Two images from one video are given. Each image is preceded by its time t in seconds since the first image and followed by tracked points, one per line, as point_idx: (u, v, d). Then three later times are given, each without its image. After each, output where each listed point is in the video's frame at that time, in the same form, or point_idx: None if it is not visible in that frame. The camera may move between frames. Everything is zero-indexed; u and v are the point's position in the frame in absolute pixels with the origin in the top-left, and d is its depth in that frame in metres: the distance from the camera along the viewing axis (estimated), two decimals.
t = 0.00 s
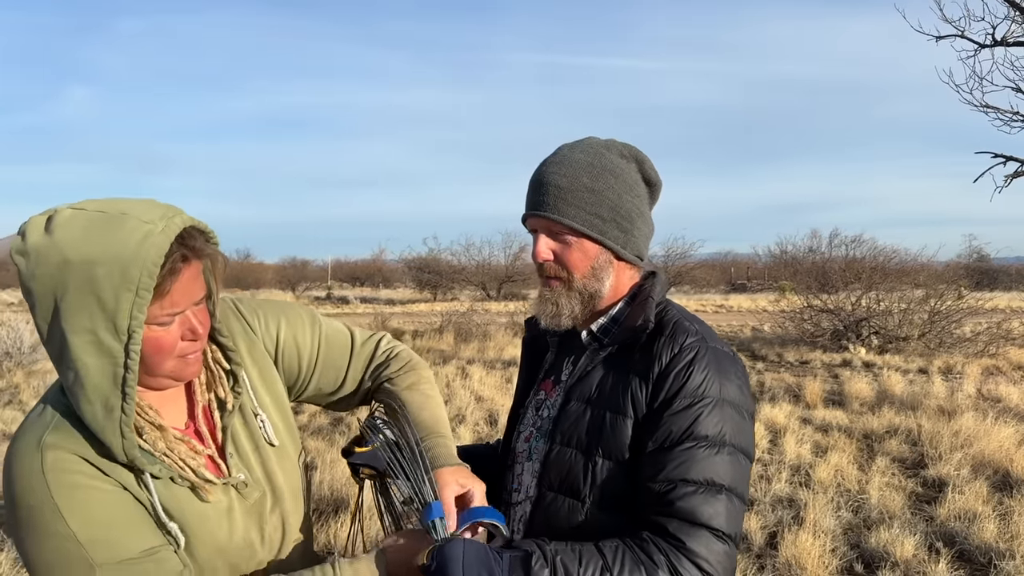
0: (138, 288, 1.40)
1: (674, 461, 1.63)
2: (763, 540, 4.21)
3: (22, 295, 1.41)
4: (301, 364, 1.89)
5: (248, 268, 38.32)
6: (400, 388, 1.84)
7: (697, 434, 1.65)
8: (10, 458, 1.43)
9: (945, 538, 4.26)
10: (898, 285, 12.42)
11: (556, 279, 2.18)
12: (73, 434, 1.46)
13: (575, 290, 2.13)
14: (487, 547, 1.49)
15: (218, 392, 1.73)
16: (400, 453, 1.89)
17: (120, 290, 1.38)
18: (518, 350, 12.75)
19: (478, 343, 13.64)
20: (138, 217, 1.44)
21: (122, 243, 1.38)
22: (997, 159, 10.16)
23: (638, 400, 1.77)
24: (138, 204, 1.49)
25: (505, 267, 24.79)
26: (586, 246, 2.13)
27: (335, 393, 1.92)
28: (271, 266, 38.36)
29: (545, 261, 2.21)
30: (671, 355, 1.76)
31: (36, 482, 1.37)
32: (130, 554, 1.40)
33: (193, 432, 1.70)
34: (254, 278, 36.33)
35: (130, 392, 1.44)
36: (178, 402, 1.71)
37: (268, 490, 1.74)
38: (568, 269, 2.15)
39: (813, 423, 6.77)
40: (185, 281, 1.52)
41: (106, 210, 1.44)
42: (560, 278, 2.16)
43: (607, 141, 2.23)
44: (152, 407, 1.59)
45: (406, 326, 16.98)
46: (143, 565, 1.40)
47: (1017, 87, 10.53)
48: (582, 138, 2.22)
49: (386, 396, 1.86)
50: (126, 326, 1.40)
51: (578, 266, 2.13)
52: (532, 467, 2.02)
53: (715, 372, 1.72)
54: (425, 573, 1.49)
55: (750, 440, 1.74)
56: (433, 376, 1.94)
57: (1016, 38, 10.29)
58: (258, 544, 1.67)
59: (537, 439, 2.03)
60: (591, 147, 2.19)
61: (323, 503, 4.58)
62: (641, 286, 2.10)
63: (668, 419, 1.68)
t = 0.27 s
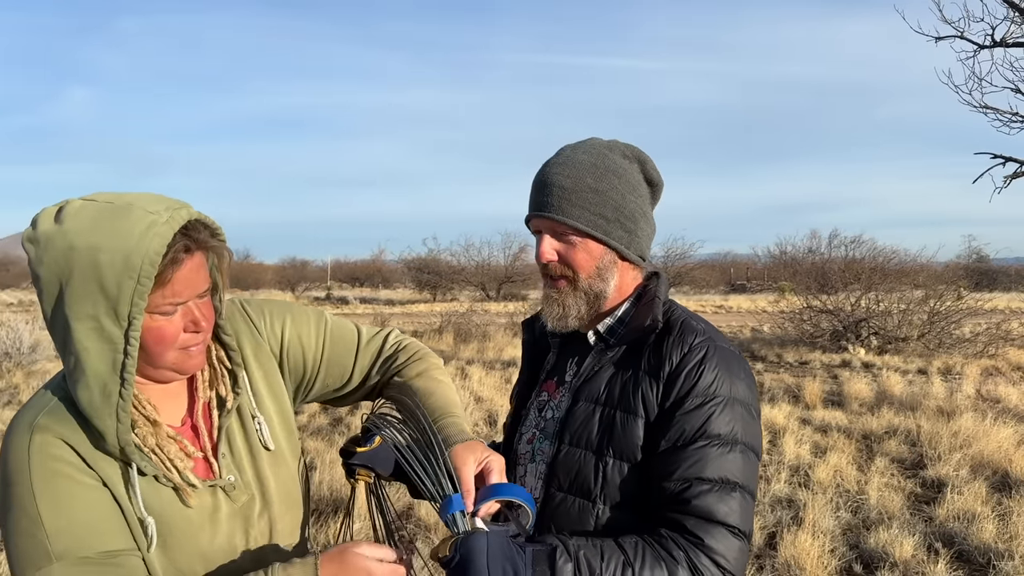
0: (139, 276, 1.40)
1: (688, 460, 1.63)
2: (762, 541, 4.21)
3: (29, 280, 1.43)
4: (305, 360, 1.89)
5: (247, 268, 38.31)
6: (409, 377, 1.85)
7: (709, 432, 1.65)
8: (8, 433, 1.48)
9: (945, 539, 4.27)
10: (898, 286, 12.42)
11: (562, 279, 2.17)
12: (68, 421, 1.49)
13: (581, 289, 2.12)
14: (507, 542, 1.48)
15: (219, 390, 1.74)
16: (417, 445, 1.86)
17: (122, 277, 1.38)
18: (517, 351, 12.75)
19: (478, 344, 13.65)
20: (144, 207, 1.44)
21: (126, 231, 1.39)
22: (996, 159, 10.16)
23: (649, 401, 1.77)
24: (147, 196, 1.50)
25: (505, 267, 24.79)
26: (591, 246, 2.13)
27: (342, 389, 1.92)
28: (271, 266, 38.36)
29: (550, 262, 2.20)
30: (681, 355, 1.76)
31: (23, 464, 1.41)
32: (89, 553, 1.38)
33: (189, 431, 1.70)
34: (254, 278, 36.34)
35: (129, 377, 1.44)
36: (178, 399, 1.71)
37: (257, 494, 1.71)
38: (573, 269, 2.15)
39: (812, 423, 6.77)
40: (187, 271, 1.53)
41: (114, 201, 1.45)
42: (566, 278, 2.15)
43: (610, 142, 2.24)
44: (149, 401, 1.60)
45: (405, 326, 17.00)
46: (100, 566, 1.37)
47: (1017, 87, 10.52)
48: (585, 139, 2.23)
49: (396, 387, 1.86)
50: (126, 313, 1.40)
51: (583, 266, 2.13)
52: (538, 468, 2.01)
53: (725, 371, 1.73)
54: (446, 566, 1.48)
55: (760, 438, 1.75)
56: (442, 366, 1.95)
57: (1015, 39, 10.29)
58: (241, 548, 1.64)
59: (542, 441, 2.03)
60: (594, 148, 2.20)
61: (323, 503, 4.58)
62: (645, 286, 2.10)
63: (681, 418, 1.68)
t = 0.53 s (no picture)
0: (122, 272, 1.40)
1: (698, 456, 1.64)
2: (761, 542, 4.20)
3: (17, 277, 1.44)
4: (295, 353, 1.89)
5: (246, 268, 38.28)
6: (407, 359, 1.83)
7: (719, 429, 1.66)
8: None
9: (943, 539, 4.27)
10: (897, 287, 12.43)
11: (578, 275, 2.13)
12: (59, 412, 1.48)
13: (597, 285, 2.11)
14: (521, 546, 1.49)
15: (207, 391, 1.74)
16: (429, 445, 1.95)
17: (104, 273, 1.38)
18: (516, 351, 12.73)
19: (478, 344, 13.65)
20: (129, 205, 1.45)
21: (109, 228, 1.39)
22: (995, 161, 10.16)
23: (659, 400, 1.78)
24: (135, 195, 1.51)
25: (505, 268, 24.78)
26: (609, 240, 2.12)
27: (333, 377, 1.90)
28: (270, 266, 38.35)
29: (566, 255, 2.16)
30: (691, 354, 1.77)
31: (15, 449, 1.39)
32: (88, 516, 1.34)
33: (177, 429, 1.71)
34: (253, 279, 36.32)
35: (109, 374, 1.44)
36: (168, 401, 1.72)
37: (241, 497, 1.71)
38: (591, 263, 2.12)
39: (811, 424, 6.77)
40: (171, 269, 1.53)
41: (101, 200, 1.45)
42: (583, 272, 2.12)
43: (624, 142, 2.27)
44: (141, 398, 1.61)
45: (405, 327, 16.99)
46: (96, 528, 1.32)
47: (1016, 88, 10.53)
48: (598, 138, 2.24)
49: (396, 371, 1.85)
50: (108, 309, 1.40)
51: (602, 261, 2.11)
52: (546, 469, 2.00)
53: (734, 370, 1.74)
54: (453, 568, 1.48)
55: (768, 437, 1.75)
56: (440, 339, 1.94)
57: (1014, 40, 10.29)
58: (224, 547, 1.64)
59: (550, 442, 2.03)
60: (610, 146, 2.22)
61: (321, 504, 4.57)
62: (653, 285, 2.11)
63: (691, 415, 1.69)
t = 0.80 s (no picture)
0: (109, 274, 1.40)
1: (693, 458, 1.64)
2: (760, 543, 4.20)
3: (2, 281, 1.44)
4: (286, 351, 1.89)
5: (245, 269, 38.24)
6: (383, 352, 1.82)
7: (714, 431, 1.66)
8: None
9: (942, 540, 4.27)
10: (896, 288, 12.44)
11: (591, 274, 2.11)
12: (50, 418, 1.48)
13: (610, 284, 2.10)
14: (514, 550, 1.54)
15: (200, 390, 1.74)
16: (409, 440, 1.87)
17: (91, 274, 1.39)
18: (515, 352, 12.73)
19: (477, 345, 13.64)
20: (115, 205, 1.45)
21: (95, 229, 1.39)
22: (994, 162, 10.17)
23: (655, 401, 1.78)
24: (119, 196, 1.51)
25: (504, 269, 24.78)
26: (623, 240, 2.14)
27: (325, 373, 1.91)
28: (270, 267, 38.32)
29: (581, 255, 2.12)
30: (687, 356, 1.77)
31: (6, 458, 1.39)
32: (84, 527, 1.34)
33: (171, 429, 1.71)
34: (252, 280, 36.29)
35: (101, 377, 1.44)
36: (160, 402, 1.72)
37: (236, 497, 1.71)
38: (604, 262, 2.12)
39: (810, 425, 6.77)
40: (159, 269, 1.53)
41: (86, 201, 1.46)
42: (599, 271, 2.11)
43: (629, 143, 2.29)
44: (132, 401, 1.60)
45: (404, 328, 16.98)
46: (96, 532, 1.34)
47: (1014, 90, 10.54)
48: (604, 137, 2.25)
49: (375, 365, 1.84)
50: (97, 311, 1.41)
51: (616, 260, 2.12)
52: (544, 471, 2.00)
53: (729, 371, 1.74)
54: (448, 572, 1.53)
55: (763, 439, 1.76)
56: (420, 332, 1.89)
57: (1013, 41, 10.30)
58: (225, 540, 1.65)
59: (547, 445, 2.02)
60: (619, 147, 2.23)
61: (321, 505, 4.57)
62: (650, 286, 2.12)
63: (686, 417, 1.69)
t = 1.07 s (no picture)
0: (104, 285, 1.39)
1: (682, 463, 1.63)
2: (759, 544, 4.20)
3: None
4: (294, 365, 1.87)
5: (245, 270, 38.21)
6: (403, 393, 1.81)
7: (704, 435, 1.65)
8: None
9: (941, 541, 4.27)
10: (896, 289, 12.44)
11: (582, 279, 2.10)
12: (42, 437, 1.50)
13: (602, 288, 2.10)
14: (501, 564, 1.52)
15: (198, 398, 1.73)
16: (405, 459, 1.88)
17: (85, 286, 1.38)
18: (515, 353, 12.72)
19: (477, 346, 13.63)
20: (107, 213, 1.44)
21: (88, 240, 1.39)
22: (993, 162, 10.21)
23: (644, 405, 1.77)
24: (113, 202, 1.50)
25: (504, 270, 24.77)
26: (615, 243, 2.13)
27: (332, 391, 1.88)
28: (269, 268, 38.30)
29: (571, 259, 2.12)
30: (675, 359, 1.76)
31: None
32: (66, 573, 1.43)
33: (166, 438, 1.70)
34: (252, 281, 36.25)
35: (97, 390, 1.44)
36: (156, 411, 1.71)
37: (233, 506, 1.70)
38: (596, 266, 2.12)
39: (810, 426, 6.78)
40: (153, 279, 1.53)
41: (78, 209, 1.44)
42: (590, 275, 2.11)
43: (620, 145, 2.28)
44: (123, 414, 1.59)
45: (403, 329, 16.97)
46: None
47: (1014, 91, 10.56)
48: (594, 140, 2.24)
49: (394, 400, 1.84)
50: (91, 325, 1.40)
51: (607, 264, 2.11)
52: (535, 474, 2.00)
53: (719, 374, 1.73)
54: None
55: (755, 441, 1.75)
56: (436, 367, 1.90)
57: (1012, 42, 10.31)
58: (214, 563, 1.64)
59: (539, 447, 2.02)
60: (609, 149, 2.22)
61: (319, 506, 4.57)
62: (640, 288, 2.11)
63: (675, 421, 1.69)
